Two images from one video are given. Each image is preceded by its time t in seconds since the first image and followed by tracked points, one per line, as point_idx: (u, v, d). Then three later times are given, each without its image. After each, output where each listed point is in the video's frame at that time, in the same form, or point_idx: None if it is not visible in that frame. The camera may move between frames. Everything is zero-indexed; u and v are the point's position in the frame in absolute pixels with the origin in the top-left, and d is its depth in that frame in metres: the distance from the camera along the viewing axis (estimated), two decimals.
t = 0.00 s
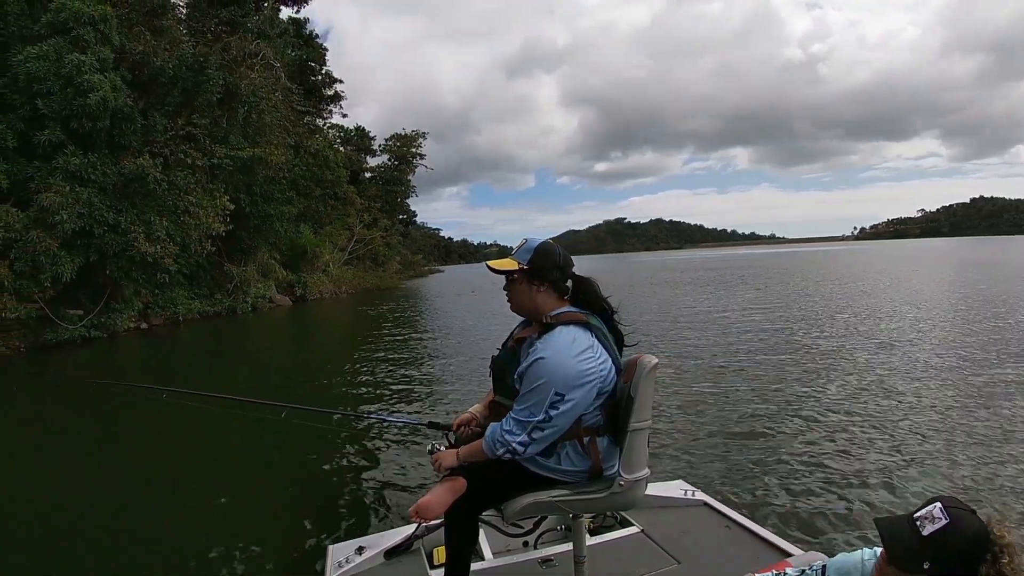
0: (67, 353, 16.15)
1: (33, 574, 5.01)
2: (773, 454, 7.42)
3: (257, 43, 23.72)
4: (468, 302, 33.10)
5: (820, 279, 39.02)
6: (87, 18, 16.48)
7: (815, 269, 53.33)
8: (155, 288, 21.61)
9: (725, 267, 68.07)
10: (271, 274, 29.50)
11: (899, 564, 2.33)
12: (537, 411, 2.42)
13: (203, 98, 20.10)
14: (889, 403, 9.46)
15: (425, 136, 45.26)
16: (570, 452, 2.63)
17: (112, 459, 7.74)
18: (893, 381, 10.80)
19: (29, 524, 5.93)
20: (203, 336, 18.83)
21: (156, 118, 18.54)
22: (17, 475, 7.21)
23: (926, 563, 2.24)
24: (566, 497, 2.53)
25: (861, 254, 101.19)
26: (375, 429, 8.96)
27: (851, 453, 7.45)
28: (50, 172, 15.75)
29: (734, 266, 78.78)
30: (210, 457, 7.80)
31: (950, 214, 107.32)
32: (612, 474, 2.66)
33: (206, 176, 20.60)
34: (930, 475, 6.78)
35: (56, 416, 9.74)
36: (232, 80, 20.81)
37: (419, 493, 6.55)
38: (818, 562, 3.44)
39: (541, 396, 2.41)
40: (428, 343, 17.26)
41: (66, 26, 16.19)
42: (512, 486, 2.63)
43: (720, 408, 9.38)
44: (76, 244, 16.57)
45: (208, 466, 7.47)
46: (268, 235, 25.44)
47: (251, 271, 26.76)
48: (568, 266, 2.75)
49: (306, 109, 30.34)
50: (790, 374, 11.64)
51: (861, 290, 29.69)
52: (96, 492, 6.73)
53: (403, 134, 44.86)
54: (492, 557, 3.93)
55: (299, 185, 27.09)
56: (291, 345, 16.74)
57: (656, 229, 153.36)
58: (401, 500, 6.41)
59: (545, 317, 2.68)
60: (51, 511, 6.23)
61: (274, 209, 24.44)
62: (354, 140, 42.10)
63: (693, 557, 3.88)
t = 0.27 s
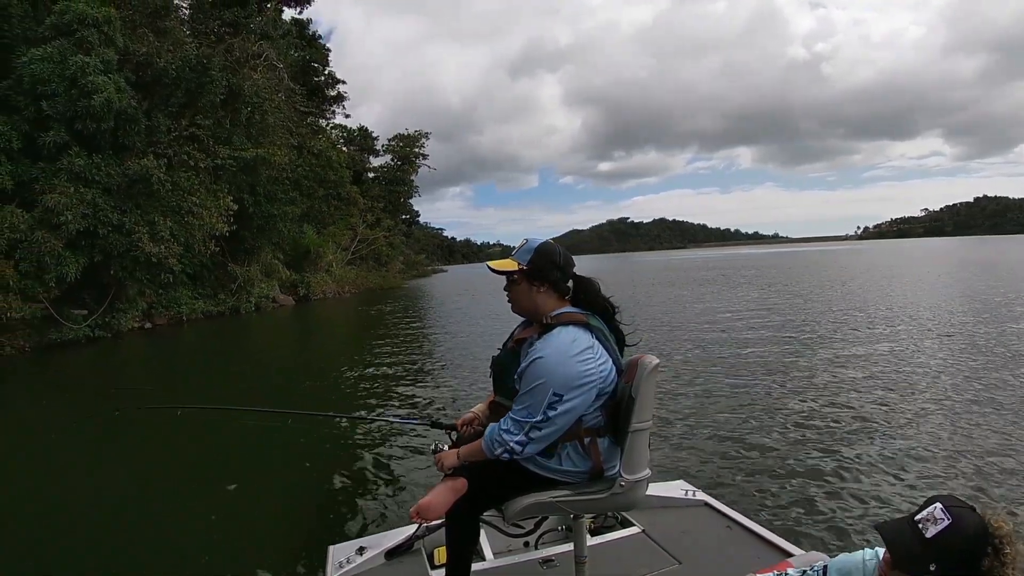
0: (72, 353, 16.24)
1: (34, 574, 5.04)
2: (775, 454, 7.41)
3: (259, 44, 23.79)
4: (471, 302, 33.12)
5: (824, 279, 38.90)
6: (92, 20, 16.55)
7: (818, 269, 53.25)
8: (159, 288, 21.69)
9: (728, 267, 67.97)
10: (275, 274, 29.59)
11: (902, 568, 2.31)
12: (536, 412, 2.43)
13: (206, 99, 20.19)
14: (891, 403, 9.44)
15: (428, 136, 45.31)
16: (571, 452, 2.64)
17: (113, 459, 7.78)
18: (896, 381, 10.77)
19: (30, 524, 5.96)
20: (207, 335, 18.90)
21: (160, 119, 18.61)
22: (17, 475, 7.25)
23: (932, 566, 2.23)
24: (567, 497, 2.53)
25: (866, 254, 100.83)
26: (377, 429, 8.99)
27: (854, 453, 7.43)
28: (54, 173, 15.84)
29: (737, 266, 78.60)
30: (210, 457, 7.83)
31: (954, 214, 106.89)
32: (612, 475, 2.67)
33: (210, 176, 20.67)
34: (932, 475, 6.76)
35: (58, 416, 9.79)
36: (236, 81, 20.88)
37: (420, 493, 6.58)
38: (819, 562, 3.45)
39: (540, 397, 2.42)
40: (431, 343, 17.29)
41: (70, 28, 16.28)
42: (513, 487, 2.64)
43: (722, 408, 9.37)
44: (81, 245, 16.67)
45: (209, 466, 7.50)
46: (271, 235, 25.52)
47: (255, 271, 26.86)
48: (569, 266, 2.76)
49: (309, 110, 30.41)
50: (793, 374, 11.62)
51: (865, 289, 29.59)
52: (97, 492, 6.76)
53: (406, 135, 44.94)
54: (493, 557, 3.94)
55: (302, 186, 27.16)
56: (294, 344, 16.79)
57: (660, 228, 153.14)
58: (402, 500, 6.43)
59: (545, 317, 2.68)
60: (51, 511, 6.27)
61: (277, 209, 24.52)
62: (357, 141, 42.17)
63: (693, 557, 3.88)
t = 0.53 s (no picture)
0: (75, 352, 16.31)
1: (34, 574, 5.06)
2: (776, 454, 7.40)
3: (262, 44, 23.87)
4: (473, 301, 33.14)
5: (827, 279, 38.81)
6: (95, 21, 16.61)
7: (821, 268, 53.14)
8: (163, 288, 21.76)
9: (730, 266, 67.85)
10: (277, 274, 29.67)
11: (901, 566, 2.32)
12: (537, 413, 2.44)
13: (210, 100, 20.25)
14: (893, 403, 9.41)
15: (430, 136, 45.36)
16: (572, 453, 2.64)
17: (113, 459, 7.80)
18: (899, 381, 10.75)
19: (29, 524, 5.99)
20: (210, 335, 18.94)
21: (163, 119, 18.64)
22: (17, 475, 7.28)
23: (933, 563, 2.23)
24: (567, 497, 2.54)
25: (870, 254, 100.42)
26: (377, 429, 9.01)
27: (856, 452, 7.42)
28: (58, 174, 15.91)
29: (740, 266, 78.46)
30: (210, 457, 7.85)
31: (958, 213, 106.45)
32: (613, 475, 2.68)
33: (213, 176, 20.74)
34: (935, 474, 6.75)
35: (58, 416, 9.83)
36: (239, 81, 20.96)
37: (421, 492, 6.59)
38: (819, 562, 3.44)
39: (541, 397, 2.43)
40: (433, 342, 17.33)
41: (74, 29, 16.35)
42: (514, 487, 2.65)
43: (724, 408, 9.37)
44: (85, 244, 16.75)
45: (208, 466, 7.52)
46: (274, 234, 25.58)
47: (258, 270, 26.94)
48: (571, 266, 2.76)
49: (312, 110, 30.48)
50: (795, 373, 11.61)
51: (868, 289, 29.50)
52: (97, 492, 6.79)
53: (409, 135, 44.99)
54: (494, 557, 3.95)
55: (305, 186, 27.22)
56: (296, 344, 16.84)
57: (662, 228, 152.99)
58: (404, 500, 6.45)
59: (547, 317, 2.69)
60: (51, 511, 6.29)
61: (280, 209, 24.57)
62: (360, 140, 42.23)
63: (694, 557, 3.88)
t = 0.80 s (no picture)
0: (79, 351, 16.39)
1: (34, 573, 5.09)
2: (778, 454, 7.39)
3: (265, 45, 23.93)
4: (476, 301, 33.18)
5: (829, 279, 38.76)
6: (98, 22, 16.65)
7: (823, 269, 53.04)
8: (166, 288, 21.82)
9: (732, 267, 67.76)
10: (280, 273, 29.74)
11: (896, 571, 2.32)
12: (539, 414, 2.44)
13: (212, 100, 20.31)
14: (894, 404, 9.40)
15: (432, 136, 45.40)
16: (574, 453, 2.64)
17: (112, 459, 7.82)
18: (901, 381, 10.74)
19: (28, 524, 6.01)
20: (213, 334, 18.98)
21: (166, 120, 18.66)
22: (17, 475, 7.31)
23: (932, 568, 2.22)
24: (567, 498, 2.55)
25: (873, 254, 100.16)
26: (377, 428, 9.03)
27: (857, 453, 7.42)
28: (62, 174, 15.98)
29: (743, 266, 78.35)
30: (210, 456, 7.86)
31: (961, 213, 106.19)
32: (613, 475, 2.68)
33: (216, 176, 20.80)
34: (937, 475, 6.74)
35: (58, 416, 9.85)
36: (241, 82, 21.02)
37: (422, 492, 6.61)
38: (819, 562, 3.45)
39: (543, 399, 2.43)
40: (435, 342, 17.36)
41: (78, 30, 16.41)
42: (513, 486, 2.65)
43: (725, 408, 9.36)
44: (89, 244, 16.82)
45: (208, 466, 7.54)
46: (276, 234, 25.65)
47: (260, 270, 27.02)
48: (568, 266, 2.77)
49: (314, 110, 30.54)
50: (797, 373, 11.61)
51: (871, 289, 29.46)
52: (97, 492, 6.81)
53: (411, 135, 45.05)
54: (494, 557, 3.96)
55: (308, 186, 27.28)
56: (298, 343, 16.88)
57: (665, 228, 152.86)
58: (405, 499, 6.47)
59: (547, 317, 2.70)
60: (52, 511, 6.32)
61: (283, 209, 24.62)
62: (362, 140, 42.29)
63: (694, 557, 3.89)
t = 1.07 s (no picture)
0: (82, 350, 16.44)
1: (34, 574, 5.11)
2: (779, 454, 7.40)
3: (266, 46, 23.98)
4: (477, 301, 33.18)
5: (831, 279, 38.67)
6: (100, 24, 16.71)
7: (825, 268, 52.91)
8: (168, 288, 21.88)
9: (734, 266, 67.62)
10: (282, 273, 29.81)
11: None
12: (538, 415, 2.45)
13: (214, 101, 20.36)
14: (896, 403, 9.38)
15: (434, 136, 45.43)
16: (574, 453, 2.65)
17: (112, 460, 7.85)
18: (903, 381, 10.72)
19: (28, 524, 6.04)
20: (215, 334, 19.04)
21: (168, 121, 18.73)
22: (19, 475, 7.34)
23: None
24: (567, 497, 2.55)
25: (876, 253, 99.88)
26: (377, 428, 9.05)
27: (859, 453, 7.41)
28: (65, 175, 16.04)
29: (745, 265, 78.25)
30: (210, 457, 7.88)
31: (964, 212, 105.87)
32: (613, 475, 2.69)
33: (217, 177, 20.85)
34: (939, 475, 6.73)
35: (59, 416, 9.89)
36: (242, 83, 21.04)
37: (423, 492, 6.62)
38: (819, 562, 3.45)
39: (541, 400, 2.43)
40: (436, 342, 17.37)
41: (80, 32, 16.46)
42: (515, 487, 2.66)
43: (727, 408, 9.36)
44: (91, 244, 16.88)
45: (209, 466, 7.56)
46: (278, 234, 25.70)
47: (262, 270, 27.08)
48: (564, 267, 2.77)
49: (316, 111, 30.58)
50: (798, 373, 11.60)
51: (873, 288, 29.41)
52: (97, 492, 6.84)
53: (412, 135, 45.06)
54: (493, 557, 3.97)
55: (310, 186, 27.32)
56: (300, 343, 16.92)
57: (667, 227, 152.68)
58: (405, 500, 6.48)
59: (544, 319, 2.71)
60: (52, 511, 6.35)
61: (284, 209, 24.66)
62: (363, 140, 42.31)
63: (693, 557, 3.90)
